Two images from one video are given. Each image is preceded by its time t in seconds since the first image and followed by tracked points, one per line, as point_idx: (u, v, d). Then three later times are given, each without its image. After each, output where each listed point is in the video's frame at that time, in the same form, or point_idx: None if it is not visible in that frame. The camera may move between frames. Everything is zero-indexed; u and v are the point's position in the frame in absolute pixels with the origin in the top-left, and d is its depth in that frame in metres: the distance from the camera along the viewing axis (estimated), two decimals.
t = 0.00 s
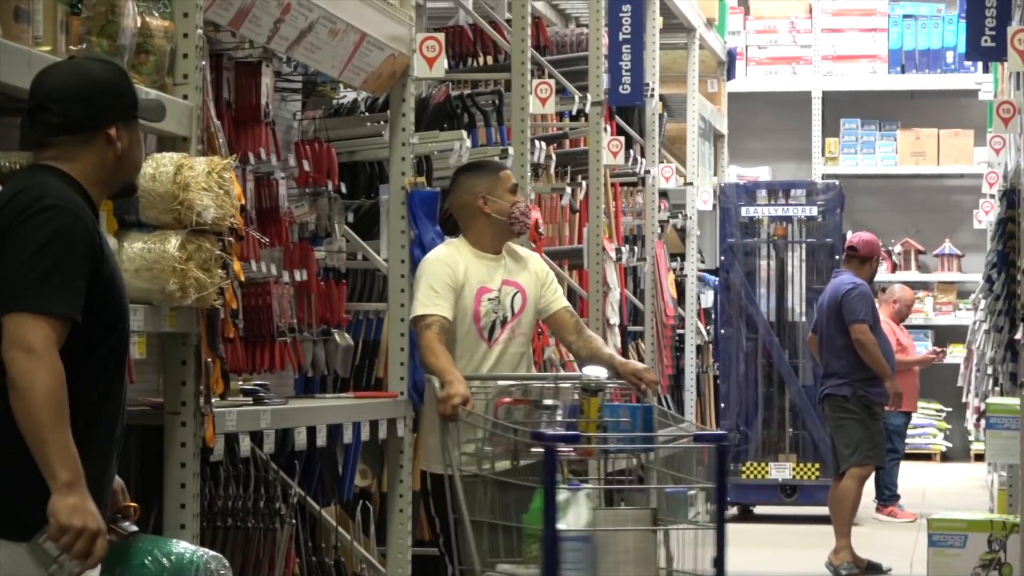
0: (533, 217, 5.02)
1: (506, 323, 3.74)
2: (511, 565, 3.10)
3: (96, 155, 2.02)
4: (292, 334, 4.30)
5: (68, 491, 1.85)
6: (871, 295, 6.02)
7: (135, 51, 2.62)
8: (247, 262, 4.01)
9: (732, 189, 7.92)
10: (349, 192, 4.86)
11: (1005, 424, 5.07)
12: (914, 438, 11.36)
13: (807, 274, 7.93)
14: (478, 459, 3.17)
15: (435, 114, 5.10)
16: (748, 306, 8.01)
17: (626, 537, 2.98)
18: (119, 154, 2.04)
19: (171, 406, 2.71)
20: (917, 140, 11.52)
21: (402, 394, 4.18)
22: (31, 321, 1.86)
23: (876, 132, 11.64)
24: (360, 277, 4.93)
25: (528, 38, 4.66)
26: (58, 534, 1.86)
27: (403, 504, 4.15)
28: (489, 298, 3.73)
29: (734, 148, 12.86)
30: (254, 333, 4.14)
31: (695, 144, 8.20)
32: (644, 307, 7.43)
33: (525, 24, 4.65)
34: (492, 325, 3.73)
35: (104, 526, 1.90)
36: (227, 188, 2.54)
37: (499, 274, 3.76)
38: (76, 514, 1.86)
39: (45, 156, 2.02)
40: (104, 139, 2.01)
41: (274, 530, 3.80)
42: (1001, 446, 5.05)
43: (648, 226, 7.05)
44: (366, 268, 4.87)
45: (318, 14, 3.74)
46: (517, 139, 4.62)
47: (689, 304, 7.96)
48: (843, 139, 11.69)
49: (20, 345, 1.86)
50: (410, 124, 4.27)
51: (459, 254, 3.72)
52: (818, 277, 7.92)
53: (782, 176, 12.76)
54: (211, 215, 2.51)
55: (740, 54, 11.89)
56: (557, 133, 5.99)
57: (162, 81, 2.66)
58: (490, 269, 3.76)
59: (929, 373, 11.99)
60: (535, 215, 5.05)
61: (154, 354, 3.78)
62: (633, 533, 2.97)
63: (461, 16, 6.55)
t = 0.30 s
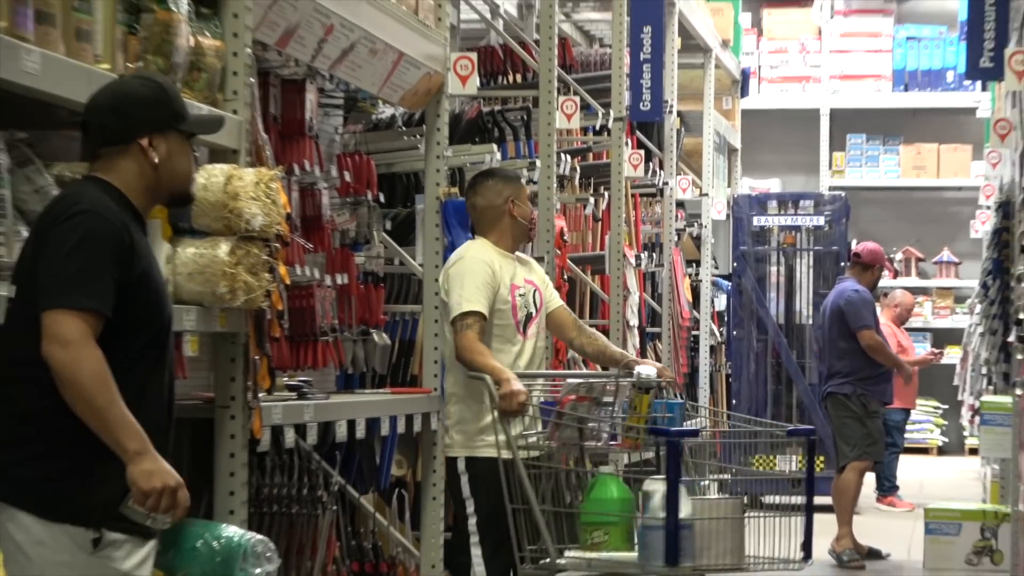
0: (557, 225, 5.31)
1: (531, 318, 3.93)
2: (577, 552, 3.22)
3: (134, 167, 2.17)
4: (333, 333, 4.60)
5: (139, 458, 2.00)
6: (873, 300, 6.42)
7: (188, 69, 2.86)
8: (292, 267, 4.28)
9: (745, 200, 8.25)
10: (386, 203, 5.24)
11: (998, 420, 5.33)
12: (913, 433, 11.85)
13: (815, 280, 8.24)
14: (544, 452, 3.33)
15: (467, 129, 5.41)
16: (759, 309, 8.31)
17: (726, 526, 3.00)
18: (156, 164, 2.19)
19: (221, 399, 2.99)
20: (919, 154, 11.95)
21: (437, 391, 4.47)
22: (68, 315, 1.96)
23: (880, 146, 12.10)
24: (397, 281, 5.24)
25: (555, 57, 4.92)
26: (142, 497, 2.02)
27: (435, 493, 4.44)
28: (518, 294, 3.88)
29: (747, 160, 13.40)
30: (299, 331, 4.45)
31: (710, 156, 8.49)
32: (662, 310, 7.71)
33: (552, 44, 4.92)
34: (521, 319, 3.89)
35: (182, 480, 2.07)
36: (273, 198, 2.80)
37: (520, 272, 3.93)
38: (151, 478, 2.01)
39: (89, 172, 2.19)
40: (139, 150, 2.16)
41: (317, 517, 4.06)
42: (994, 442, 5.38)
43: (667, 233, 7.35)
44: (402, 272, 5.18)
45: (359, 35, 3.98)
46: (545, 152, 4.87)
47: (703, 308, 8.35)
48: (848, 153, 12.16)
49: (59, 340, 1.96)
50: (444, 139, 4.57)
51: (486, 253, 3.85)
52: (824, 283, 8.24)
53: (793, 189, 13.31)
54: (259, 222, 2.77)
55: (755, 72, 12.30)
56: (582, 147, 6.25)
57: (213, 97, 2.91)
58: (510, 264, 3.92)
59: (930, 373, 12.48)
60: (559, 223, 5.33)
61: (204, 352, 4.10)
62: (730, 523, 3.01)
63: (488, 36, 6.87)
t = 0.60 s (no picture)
0: (579, 229, 5.40)
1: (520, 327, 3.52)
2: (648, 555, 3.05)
3: (150, 171, 2.15)
4: (359, 335, 4.71)
5: (107, 479, 1.94)
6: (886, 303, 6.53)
7: (219, 77, 2.97)
8: (318, 270, 4.38)
9: (762, 205, 8.29)
10: (411, 206, 5.33)
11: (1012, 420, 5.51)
12: (927, 434, 11.93)
13: (831, 284, 8.31)
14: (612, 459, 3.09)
15: (490, 135, 5.51)
16: (776, 311, 8.41)
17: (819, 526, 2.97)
18: (172, 166, 2.17)
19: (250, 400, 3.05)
20: (932, 160, 12.01)
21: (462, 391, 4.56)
22: (87, 322, 1.94)
23: (893, 152, 12.19)
24: (422, 284, 5.33)
25: (576, 67, 5.02)
26: (92, 518, 1.96)
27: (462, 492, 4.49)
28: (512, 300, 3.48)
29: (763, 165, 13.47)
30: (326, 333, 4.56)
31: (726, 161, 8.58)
32: (680, 312, 7.79)
33: (573, 53, 5.02)
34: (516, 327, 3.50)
35: (133, 513, 1.99)
36: (300, 203, 2.90)
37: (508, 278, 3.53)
38: (109, 501, 1.95)
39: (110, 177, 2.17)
40: (154, 152, 2.15)
41: (342, 515, 4.15)
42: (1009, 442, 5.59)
43: (685, 237, 7.44)
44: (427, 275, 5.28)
45: (385, 44, 4.08)
46: (565, 158, 4.99)
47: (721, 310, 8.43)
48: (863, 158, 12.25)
49: (78, 346, 1.94)
50: (468, 144, 4.65)
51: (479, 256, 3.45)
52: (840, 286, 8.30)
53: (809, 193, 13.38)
54: (286, 226, 2.86)
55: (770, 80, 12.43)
56: (603, 152, 6.45)
57: (242, 103, 3.01)
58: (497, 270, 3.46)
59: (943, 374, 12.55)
60: (581, 226, 5.42)
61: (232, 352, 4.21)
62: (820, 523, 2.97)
63: (510, 44, 6.97)
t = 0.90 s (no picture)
0: (597, 231, 5.41)
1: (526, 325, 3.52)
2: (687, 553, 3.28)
3: (176, 173, 2.16)
4: (377, 336, 4.74)
5: (153, 482, 1.98)
6: (898, 304, 6.48)
7: (238, 79, 2.99)
8: (337, 271, 4.41)
9: (780, 205, 8.33)
10: (429, 208, 5.37)
11: None
12: (945, 435, 11.90)
13: (850, 284, 8.33)
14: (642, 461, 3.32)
15: (508, 136, 5.54)
16: (794, 313, 8.34)
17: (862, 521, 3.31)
18: (199, 169, 2.19)
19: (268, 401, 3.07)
20: (950, 161, 11.98)
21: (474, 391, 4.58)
22: (118, 326, 1.96)
23: (911, 153, 12.17)
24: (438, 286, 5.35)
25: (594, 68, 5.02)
26: (144, 521, 1.99)
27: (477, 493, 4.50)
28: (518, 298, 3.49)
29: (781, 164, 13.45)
30: (343, 334, 4.60)
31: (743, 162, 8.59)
32: (697, 314, 7.80)
33: (591, 55, 5.02)
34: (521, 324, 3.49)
35: (185, 513, 2.02)
36: (320, 204, 2.92)
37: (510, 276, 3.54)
38: (159, 503, 1.98)
39: (129, 180, 2.17)
40: (183, 156, 2.16)
41: (361, 516, 4.17)
42: None
43: (702, 239, 7.44)
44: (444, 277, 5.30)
45: (403, 45, 4.10)
46: (584, 159, 5.00)
47: (739, 311, 8.44)
48: (881, 160, 12.22)
49: (107, 351, 1.96)
50: (486, 145, 4.68)
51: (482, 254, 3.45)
52: (858, 285, 8.29)
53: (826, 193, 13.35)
54: (305, 228, 2.88)
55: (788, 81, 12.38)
56: (621, 153, 6.46)
57: (261, 105, 3.04)
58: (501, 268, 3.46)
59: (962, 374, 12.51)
60: (600, 228, 5.43)
61: (251, 354, 4.24)
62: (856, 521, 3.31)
63: (528, 45, 6.99)
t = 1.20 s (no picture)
0: (604, 231, 5.41)
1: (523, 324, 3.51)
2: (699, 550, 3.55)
3: (188, 176, 2.17)
4: (383, 337, 4.74)
5: (206, 476, 1.99)
6: (900, 305, 6.46)
7: (245, 79, 3.00)
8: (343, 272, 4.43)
9: (787, 206, 8.31)
10: (436, 209, 5.34)
11: None
12: (951, 436, 11.88)
13: (856, 285, 8.31)
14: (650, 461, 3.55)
15: (515, 136, 5.54)
16: (800, 313, 8.38)
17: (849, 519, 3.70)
18: (211, 171, 2.19)
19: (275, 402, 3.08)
20: (957, 161, 11.95)
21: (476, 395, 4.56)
22: (145, 328, 1.96)
23: (918, 154, 12.16)
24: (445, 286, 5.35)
25: (601, 68, 5.02)
26: (206, 514, 2.02)
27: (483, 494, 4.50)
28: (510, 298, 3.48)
29: (788, 166, 13.44)
30: (350, 335, 4.60)
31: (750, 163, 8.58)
32: (704, 315, 7.80)
33: (598, 55, 5.03)
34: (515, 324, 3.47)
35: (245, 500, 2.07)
36: (327, 205, 2.91)
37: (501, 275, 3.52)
38: (219, 495, 2.01)
39: (138, 183, 2.17)
40: (196, 159, 2.16)
41: (367, 517, 4.19)
42: None
43: (709, 239, 7.44)
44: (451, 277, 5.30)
45: (411, 46, 4.11)
46: (590, 159, 5.00)
47: (745, 311, 8.43)
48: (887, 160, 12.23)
49: (135, 353, 1.96)
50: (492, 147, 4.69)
51: (469, 257, 3.43)
52: (865, 286, 8.28)
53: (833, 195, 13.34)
54: (313, 228, 2.88)
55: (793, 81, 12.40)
56: (628, 153, 6.46)
57: (269, 106, 3.04)
58: (494, 273, 3.47)
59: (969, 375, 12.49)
60: (606, 229, 5.43)
61: (258, 354, 4.25)
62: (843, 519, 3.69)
63: (535, 46, 6.99)
